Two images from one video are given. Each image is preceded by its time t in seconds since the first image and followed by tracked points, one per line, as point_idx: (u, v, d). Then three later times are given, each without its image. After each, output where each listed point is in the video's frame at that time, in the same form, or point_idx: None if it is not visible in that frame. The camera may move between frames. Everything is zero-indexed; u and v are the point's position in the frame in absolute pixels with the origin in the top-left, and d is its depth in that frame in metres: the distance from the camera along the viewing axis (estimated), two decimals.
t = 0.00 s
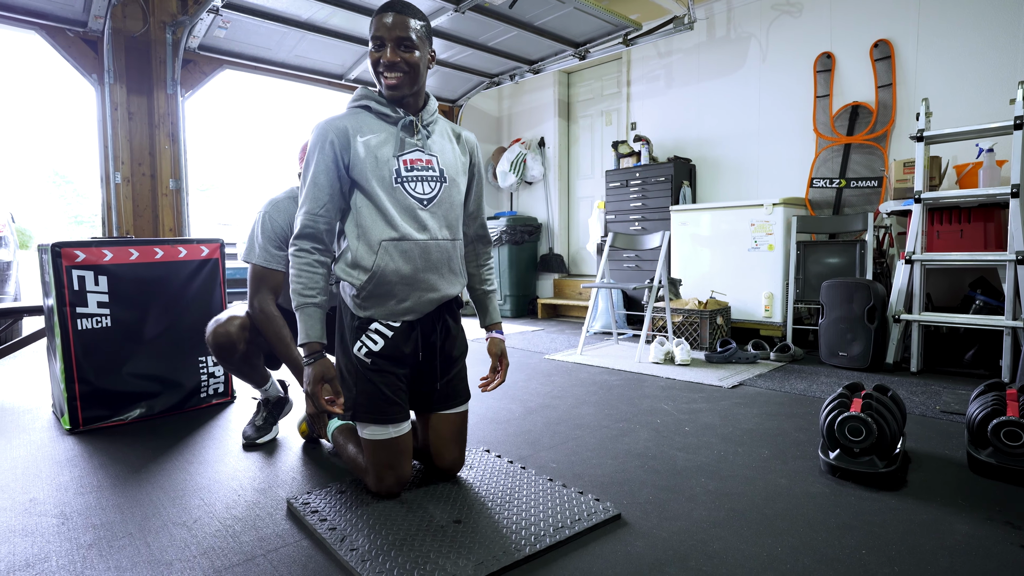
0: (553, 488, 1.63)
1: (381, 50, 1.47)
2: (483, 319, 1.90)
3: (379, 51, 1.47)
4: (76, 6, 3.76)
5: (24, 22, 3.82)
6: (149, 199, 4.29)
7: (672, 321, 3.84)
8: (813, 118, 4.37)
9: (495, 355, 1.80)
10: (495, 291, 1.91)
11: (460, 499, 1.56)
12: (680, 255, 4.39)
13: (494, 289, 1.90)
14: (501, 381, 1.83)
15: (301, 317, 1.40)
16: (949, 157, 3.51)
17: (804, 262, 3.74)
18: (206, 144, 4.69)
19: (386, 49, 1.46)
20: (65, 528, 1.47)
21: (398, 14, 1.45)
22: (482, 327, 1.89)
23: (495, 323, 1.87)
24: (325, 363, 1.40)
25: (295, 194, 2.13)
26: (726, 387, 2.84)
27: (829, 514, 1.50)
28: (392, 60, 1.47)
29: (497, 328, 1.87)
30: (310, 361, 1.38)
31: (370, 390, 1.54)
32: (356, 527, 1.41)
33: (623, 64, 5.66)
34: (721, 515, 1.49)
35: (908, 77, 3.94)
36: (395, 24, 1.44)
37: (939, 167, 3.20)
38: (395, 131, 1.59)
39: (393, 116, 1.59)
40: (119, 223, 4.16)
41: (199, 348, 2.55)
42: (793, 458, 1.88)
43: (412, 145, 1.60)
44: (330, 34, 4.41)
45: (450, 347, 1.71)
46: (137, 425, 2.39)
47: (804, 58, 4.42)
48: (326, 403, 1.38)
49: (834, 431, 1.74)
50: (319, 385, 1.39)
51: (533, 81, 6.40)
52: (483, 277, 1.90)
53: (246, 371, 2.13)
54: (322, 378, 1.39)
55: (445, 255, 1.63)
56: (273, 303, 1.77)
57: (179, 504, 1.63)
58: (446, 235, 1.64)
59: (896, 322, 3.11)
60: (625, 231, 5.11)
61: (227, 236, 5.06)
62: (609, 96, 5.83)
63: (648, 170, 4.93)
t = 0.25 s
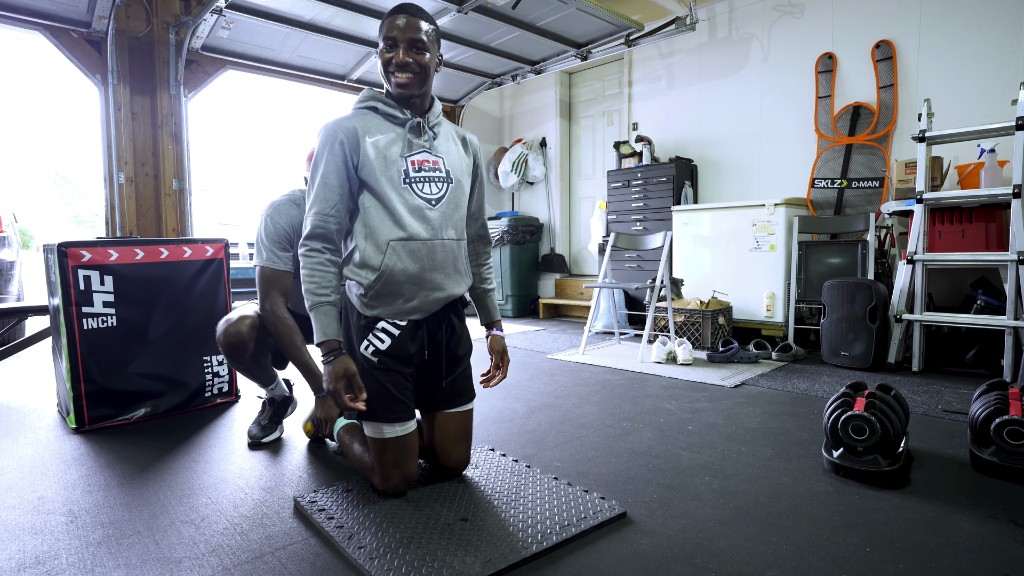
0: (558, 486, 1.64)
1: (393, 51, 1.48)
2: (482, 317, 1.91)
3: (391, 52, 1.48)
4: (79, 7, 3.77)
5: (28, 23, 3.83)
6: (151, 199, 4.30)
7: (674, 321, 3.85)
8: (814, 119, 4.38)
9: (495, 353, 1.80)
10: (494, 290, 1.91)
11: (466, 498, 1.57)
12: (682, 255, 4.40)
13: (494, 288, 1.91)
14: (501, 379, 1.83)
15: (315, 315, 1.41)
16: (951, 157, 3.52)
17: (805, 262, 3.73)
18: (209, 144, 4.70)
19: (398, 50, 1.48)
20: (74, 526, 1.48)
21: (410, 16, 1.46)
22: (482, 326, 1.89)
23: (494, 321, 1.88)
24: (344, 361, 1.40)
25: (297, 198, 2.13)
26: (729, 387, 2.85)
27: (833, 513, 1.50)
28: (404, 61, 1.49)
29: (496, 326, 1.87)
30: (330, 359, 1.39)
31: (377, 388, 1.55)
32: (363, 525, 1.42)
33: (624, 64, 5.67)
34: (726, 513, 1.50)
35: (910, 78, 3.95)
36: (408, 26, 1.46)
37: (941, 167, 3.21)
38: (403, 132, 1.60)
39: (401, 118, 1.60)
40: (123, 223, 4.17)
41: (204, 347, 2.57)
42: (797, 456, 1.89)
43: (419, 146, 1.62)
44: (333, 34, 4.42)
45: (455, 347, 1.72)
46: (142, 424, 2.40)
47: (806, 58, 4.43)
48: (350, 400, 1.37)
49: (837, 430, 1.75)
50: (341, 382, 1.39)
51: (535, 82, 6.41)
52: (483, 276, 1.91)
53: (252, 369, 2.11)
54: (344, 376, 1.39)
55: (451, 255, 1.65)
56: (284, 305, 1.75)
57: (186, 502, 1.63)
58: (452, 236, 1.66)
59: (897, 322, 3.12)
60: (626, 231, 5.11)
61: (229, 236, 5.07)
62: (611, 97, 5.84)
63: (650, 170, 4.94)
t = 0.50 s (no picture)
0: (561, 486, 1.64)
1: (397, 52, 1.48)
2: (488, 316, 1.90)
3: (396, 53, 1.48)
4: (81, 7, 3.77)
5: (30, 23, 3.83)
6: (153, 200, 4.30)
7: (676, 322, 3.85)
8: (816, 119, 4.38)
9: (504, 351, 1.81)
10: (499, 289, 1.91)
11: (470, 498, 1.57)
12: (683, 255, 4.40)
13: (498, 287, 1.91)
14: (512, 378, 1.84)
15: (325, 314, 1.41)
16: (952, 157, 3.52)
17: (806, 263, 3.73)
18: (211, 145, 4.70)
19: (402, 51, 1.48)
20: (77, 527, 1.48)
21: (414, 18, 1.46)
22: (489, 325, 1.89)
23: (501, 320, 1.87)
24: (356, 357, 1.40)
25: (296, 202, 2.11)
26: (731, 387, 2.85)
27: (837, 513, 1.50)
28: (408, 62, 1.49)
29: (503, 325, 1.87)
30: (341, 356, 1.39)
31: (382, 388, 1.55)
32: (367, 526, 1.42)
33: (625, 64, 5.67)
34: (729, 514, 1.50)
35: (911, 78, 3.95)
36: (413, 28, 1.46)
37: (943, 167, 3.21)
38: (407, 132, 1.61)
39: (405, 118, 1.61)
40: (124, 223, 4.17)
41: (206, 347, 2.57)
42: (800, 457, 1.89)
43: (423, 146, 1.62)
44: (334, 35, 4.42)
45: (459, 347, 1.72)
46: (144, 424, 2.40)
47: (807, 58, 4.43)
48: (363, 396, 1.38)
49: (841, 430, 1.75)
50: (353, 378, 1.38)
51: (535, 82, 6.41)
52: (487, 275, 1.91)
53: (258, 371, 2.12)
54: (357, 373, 1.39)
55: (455, 255, 1.65)
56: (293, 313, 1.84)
57: (189, 503, 1.63)
58: (456, 235, 1.66)
59: (899, 322, 3.12)
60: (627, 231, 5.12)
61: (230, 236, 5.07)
62: (612, 97, 5.84)
63: (651, 171, 4.94)
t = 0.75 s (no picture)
0: (581, 490, 1.61)
1: (412, 51, 1.46)
2: (509, 318, 1.88)
3: (410, 53, 1.46)
4: (85, 5, 3.73)
5: (33, 21, 3.80)
6: (157, 199, 4.27)
7: (685, 322, 3.82)
8: (825, 118, 4.35)
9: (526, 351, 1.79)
10: (520, 290, 1.89)
11: (488, 503, 1.54)
12: (690, 256, 4.38)
13: (520, 288, 1.88)
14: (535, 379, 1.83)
15: (336, 316, 1.39)
16: (965, 157, 3.49)
17: (817, 263, 3.70)
18: (215, 144, 4.67)
19: (417, 50, 1.46)
20: (89, 532, 1.45)
21: (431, 16, 1.44)
22: (510, 327, 1.86)
23: (522, 322, 1.85)
24: (366, 361, 1.38)
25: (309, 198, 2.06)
26: (744, 388, 2.83)
27: (863, 518, 1.48)
28: (423, 61, 1.47)
29: (525, 326, 1.85)
30: (350, 360, 1.37)
31: (397, 389, 1.53)
32: (385, 531, 1.39)
33: (632, 63, 5.64)
34: (753, 519, 1.47)
35: (922, 77, 3.92)
36: (429, 27, 1.43)
37: (956, 166, 3.19)
38: (424, 131, 1.57)
39: (423, 117, 1.58)
40: (128, 223, 4.14)
41: (213, 347, 2.54)
42: (820, 460, 1.86)
43: (440, 145, 1.59)
44: (340, 33, 4.38)
45: (475, 349, 1.68)
46: (151, 426, 2.37)
47: (816, 57, 4.40)
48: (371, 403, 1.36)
49: (863, 433, 1.72)
50: (363, 384, 1.36)
51: (540, 81, 6.38)
52: (508, 275, 1.89)
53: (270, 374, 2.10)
54: (366, 378, 1.37)
55: (472, 256, 1.62)
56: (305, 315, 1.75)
57: (201, 506, 1.60)
58: (474, 236, 1.63)
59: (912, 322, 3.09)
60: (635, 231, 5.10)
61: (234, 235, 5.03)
62: (617, 96, 5.81)
63: (658, 170, 4.91)
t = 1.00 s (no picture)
0: (600, 475, 1.59)
1: (436, 36, 1.44)
2: (524, 306, 1.86)
3: (434, 37, 1.44)
4: None
5: (39, 13, 3.80)
6: (162, 192, 4.25)
7: (693, 315, 3.81)
8: (833, 111, 4.34)
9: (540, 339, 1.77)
10: (536, 277, 1.88)
11: (507, 487, 1.52)
12: (697, 249, 4.36)
13: (535, 275, 1.87)
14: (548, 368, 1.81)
15: (351, 300, 1.37)
16: (977, 148, 3.48)
17: (826, 255, 3.70)
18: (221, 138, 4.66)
19: (441, 34, 1.44)
20: (104, 516, 1.43)
21: None
22: (525, 315, 1.85)
23: (537, 309, 1.84)
24: (380, 346, 1.36)
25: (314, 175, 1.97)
26: (755, 379, 2.81)
27: (886, 501, 1.46)
28: (446, 46, 1.45)
29: (540, 314, 1.83)
30: (364, 344, 1.35)
31: (412, 371, 1.51)
32: (405, 514, 1.37)
33: (638, 58, 5.63)
34: (776, 502, 1.46)
35: (932, 69, 3.91)
36: (454, 10, 1.41)
37: (969, 157, 3.18)
38: (442, 116, 1.55)
39: (441, 102, 1.56)
40: (133, 216, 4.12)
41: (223, 337, 2.52)
42: (838, 446, 1.85)
43: (458, 131, 1.57)
44: (346, 26, 4.37)
45: (490, 334, 1.67)
46: (161, 415, 2.35)
47: (824, 50, 4.39)
48: (384, 387, 1.35)
49: (883, 419, 1.70)
50: (376, 368, 1.35)
51: (545, 76, 6.37)
52: (523, 263, 1.88)
53: (285, 360, 2.06)
54: (380, 362, 1.35)
55: (488, 244, 1.60)
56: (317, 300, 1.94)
57: (217, 492, 1.59)
58: (490, 223, 1.61)
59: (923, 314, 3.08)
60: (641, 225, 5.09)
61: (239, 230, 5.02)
62: (623, 91, 5.80)
63: (664, 164, 4.90)
